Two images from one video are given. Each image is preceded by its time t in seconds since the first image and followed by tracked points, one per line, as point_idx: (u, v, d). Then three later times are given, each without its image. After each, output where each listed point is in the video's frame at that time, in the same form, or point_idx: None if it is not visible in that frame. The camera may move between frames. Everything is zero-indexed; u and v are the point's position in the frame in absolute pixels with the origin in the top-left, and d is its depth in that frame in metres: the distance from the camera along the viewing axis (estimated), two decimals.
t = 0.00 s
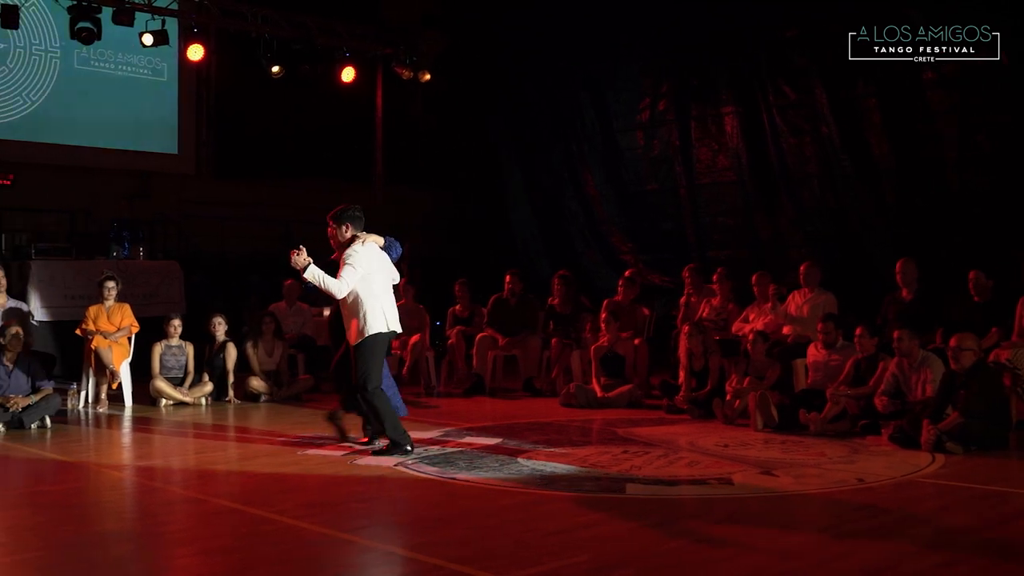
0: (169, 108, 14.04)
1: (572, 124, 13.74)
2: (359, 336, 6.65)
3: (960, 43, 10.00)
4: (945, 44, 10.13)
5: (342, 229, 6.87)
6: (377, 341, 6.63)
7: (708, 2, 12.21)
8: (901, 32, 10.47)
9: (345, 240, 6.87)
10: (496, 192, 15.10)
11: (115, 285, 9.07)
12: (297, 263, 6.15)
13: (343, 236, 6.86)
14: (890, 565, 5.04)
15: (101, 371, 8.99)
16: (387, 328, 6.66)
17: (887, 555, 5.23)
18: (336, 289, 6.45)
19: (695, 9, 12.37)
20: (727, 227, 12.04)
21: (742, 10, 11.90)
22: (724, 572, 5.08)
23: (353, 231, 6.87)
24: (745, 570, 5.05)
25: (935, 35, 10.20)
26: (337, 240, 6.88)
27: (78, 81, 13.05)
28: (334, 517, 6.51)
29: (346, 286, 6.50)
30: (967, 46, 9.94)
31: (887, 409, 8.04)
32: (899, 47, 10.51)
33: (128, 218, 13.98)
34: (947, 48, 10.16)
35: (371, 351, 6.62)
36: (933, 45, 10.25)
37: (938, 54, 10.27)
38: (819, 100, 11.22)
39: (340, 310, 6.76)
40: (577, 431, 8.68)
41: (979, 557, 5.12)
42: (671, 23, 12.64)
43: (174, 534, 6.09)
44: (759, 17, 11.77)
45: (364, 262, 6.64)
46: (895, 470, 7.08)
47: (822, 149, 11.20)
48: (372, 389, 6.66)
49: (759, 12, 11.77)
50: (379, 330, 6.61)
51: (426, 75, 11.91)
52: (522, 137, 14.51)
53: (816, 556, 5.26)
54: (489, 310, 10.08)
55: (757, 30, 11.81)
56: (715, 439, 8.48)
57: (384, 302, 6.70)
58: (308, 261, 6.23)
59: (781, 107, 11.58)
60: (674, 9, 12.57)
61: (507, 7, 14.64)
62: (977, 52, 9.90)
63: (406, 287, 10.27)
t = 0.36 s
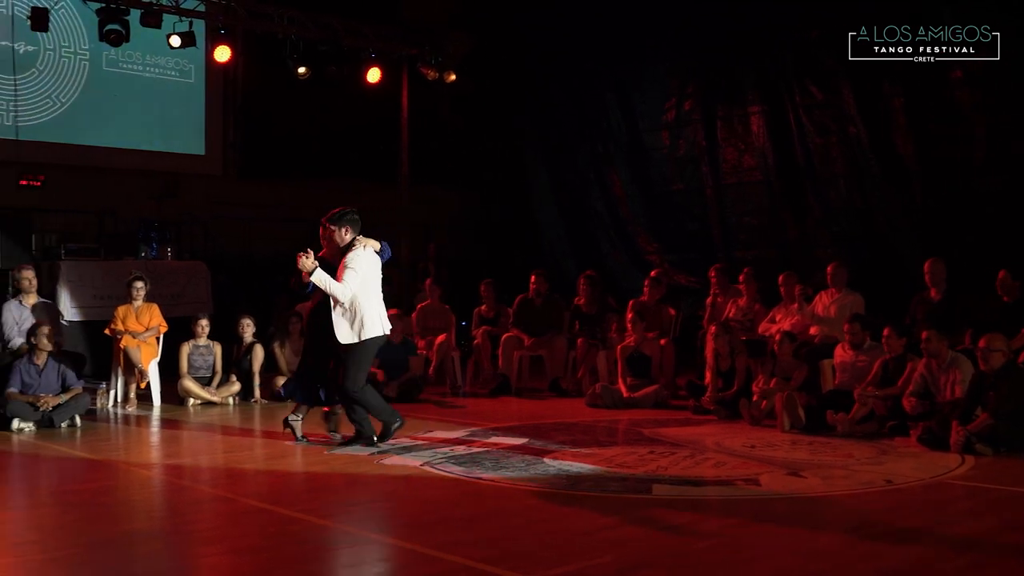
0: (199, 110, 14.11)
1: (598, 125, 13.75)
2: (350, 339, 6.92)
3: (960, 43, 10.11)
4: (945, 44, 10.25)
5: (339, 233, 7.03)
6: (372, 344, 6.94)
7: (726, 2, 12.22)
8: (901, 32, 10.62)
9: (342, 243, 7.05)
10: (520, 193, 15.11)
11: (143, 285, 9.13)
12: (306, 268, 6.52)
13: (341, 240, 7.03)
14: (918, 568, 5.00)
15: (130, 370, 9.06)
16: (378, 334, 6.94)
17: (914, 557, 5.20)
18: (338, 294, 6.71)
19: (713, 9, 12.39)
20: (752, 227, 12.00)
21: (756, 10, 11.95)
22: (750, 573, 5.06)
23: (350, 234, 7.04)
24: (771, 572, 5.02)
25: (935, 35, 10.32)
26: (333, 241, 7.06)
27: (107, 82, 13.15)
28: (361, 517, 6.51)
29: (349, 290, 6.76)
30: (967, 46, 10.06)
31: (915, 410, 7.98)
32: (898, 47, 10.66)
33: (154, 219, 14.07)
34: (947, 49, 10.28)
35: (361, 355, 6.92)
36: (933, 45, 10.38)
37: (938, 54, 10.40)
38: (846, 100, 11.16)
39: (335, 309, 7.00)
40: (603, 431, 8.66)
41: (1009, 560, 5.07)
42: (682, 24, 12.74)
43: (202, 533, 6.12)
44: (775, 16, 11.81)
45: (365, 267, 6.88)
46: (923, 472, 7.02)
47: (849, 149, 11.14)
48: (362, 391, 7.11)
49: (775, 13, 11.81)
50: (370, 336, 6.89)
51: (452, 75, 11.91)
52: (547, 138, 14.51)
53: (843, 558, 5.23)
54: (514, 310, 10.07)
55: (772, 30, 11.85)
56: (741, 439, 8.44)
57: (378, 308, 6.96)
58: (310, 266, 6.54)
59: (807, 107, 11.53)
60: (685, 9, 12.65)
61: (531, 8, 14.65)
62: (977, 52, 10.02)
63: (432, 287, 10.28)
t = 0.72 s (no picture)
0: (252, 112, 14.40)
1: (648, 124, 13.70)
2: (373, 335, 7.12)
3: (959, 43, 10.47)
4: (945, 44, 10.62)
5: (352, 234, 7.27)
6: (391, 339, 7.15)
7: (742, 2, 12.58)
8: (900, 32, 11.00)
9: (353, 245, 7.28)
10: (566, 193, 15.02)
11: (198, 285, 9.25)
12: (329, 260, 6.84)
13: (352, 242, 7.27)
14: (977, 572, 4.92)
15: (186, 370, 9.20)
16: (398, 329, 7.14)
17: (973, 562, 5.11)
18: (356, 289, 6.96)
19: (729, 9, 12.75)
20: (805, 227, 11.90)
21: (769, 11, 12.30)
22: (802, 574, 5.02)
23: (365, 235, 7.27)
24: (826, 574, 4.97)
25: (935, 35, 10.70)
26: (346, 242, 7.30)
27: (162, 84, 13.48)
28: (415, 517, 6.50)
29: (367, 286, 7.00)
30: (966, 46, 10.42)
31: (973, 413, 7.85)
32: (898, 47, 11.02)
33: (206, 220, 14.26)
34: (946, 48, 10.66)
35: (388, 350, 7.14)
36: (932, 45, 10.75)
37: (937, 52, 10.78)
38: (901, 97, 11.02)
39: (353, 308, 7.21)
40: (655, 432, 8.61)
41: None
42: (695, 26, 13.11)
43: (257, 531, 6.16)
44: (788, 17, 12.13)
45: (381, 265, 7.11)
46: (983, 475, 6.90)
47: (904, 148, 10.99)
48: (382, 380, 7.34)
49: (788, 14, 12.11)
50: (390, 331, 7.10)
51: (502, 75, 11.95)
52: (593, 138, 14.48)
53: (899, 562, 5.16)
54: (565, 310, 10.07)
55: (786, 30, 12.14)
56: (795, 441, 8.34)
57: (395, 304, 7.17)
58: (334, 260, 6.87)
59: (862, 105, 11.39)
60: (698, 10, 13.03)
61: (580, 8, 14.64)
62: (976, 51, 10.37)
63: (483, 287, 10.30)
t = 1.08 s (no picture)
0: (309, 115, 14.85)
1: (705, 124, 13.65)
2: (392, 333, 7.17)
3: (960, 42, 10.60)
4: (946, 44, 10.75)
5: (368, 233, 7.11)
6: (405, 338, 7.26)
7: (753, 4, 12.41)
8: (901, 32, 11.12)
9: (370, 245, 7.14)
10: (627, 195, 15.12)
11: (258, 286, 9.31)
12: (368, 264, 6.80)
13: (369, 242, 7.11)
14: None
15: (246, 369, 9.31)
16: (413, 329, 7.26)
17: None
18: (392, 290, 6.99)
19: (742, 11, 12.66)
20: (864, 226, 11.77)
21: (779, 13, 12.17)
22: None
23: (382, 233, 7.13)
24: None
25: (935, 35, 10.81)
26: (361, 241, 7.16)
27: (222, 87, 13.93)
28: (472, 517, 6.50)
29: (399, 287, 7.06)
30: (967, 46, 10.56)
31: None
32: (899, 47, 11.21)
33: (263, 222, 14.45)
34: (946, 48, 10.81)
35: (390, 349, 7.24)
36: (933, 45, 10.89)
37: (937, 52, 10.95)
38: (963, 95, 10.80)
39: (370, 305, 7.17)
40: (712, 433, 8.56)
41: None
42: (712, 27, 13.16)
43: (315, 528, 6.21)
44: (798, 18, 11.99)
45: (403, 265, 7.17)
46: None
47: (966, 146, 10.78)
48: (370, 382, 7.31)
49: (798, 15, 11.96)
50: (409, 331, 7.22)
51: (557, 76, 11.96)
52: (654, 138, 14.50)
53: (960, 569, 5.05)
54: (621, 310, 10.06)
55: (797, 31, 12.11)
56: (855, 443, 8.21)
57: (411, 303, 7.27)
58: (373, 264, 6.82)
59: (923, 102, 11.19)
60: (709, 13, 13.04)
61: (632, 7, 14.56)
62: (977, 51, 10.53)
63: (539, 288, 10.31)
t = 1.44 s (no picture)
0: (360, 117, 15.50)
1: (756, 123, 13.59)
2: (412, 334, 7.23)
3: (960, 42, 10.99)
4: (945, 44, 11.16)
5: (386, 233, 7.21)
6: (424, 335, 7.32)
7: (776, 4, 12.83)
8: (900, 32, 11.53)
9: (388, 246, 7.24)
10: (670, 195, 14.92)
11: (312, 286, 9.40)
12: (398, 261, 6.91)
13: (387, 243, 7.20)
14: None
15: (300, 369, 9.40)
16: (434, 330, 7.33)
17: None
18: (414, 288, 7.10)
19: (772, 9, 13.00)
20: (921, 226, 11.63)
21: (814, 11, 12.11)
22: None
23: (400, 234, 7.24)
24: None
25: (935, 35, 11.21)
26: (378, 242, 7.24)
27: (276, 89, 14.62)
28: (522, 517, 6.49)
29: (419, 287, 7.19)
30: (968, 45, 10.95)
31: None
32: (899, 47, 11.62)
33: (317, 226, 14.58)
34: (946, 48, 11.22)
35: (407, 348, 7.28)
36: (932, 45, 11.32)
37: (937, 52, 11.34)
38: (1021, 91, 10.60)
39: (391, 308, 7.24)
40: (765, 434, 8.48)
41: None
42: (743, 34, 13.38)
43: (367, 527, 6.24)
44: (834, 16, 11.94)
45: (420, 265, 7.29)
46: None
47: None
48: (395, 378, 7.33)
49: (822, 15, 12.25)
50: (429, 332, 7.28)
51: (607, 74, 11.92)
52: (704, 135, 14.43)
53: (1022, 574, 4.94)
54: (673, 310, 10.01)
55: (819, 31, 12.39)
56: (911, 445, 8.09)
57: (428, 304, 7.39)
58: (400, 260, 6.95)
59: (980, 99, 11.00)
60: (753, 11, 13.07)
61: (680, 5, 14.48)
62: (977, 51, 10.92)
63: (590, 288, 10.30)
